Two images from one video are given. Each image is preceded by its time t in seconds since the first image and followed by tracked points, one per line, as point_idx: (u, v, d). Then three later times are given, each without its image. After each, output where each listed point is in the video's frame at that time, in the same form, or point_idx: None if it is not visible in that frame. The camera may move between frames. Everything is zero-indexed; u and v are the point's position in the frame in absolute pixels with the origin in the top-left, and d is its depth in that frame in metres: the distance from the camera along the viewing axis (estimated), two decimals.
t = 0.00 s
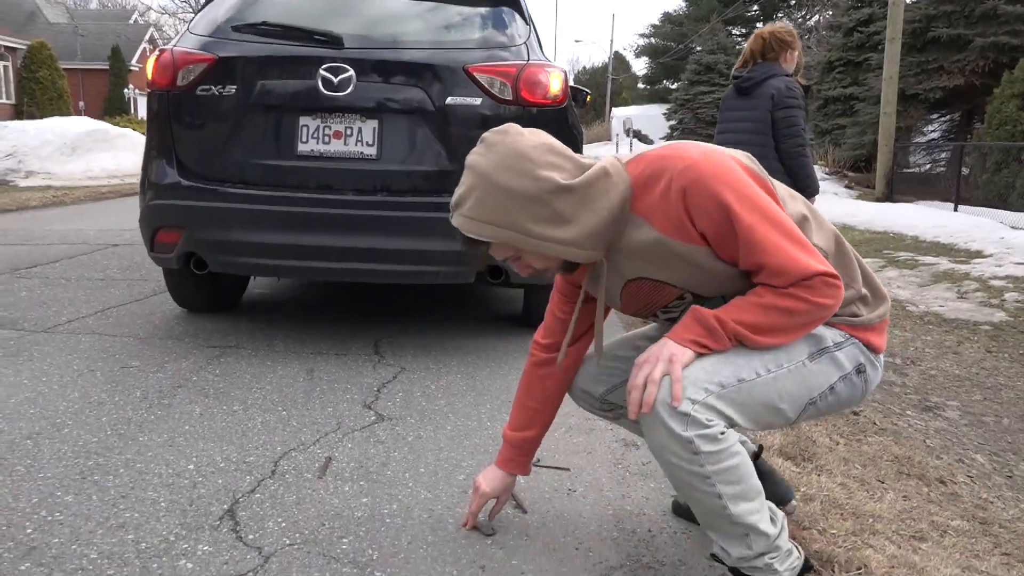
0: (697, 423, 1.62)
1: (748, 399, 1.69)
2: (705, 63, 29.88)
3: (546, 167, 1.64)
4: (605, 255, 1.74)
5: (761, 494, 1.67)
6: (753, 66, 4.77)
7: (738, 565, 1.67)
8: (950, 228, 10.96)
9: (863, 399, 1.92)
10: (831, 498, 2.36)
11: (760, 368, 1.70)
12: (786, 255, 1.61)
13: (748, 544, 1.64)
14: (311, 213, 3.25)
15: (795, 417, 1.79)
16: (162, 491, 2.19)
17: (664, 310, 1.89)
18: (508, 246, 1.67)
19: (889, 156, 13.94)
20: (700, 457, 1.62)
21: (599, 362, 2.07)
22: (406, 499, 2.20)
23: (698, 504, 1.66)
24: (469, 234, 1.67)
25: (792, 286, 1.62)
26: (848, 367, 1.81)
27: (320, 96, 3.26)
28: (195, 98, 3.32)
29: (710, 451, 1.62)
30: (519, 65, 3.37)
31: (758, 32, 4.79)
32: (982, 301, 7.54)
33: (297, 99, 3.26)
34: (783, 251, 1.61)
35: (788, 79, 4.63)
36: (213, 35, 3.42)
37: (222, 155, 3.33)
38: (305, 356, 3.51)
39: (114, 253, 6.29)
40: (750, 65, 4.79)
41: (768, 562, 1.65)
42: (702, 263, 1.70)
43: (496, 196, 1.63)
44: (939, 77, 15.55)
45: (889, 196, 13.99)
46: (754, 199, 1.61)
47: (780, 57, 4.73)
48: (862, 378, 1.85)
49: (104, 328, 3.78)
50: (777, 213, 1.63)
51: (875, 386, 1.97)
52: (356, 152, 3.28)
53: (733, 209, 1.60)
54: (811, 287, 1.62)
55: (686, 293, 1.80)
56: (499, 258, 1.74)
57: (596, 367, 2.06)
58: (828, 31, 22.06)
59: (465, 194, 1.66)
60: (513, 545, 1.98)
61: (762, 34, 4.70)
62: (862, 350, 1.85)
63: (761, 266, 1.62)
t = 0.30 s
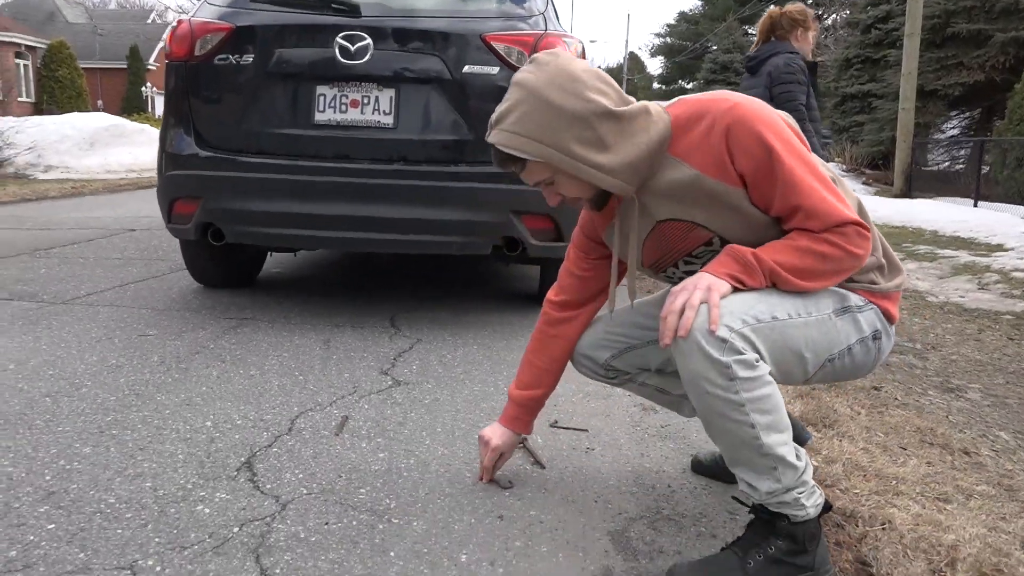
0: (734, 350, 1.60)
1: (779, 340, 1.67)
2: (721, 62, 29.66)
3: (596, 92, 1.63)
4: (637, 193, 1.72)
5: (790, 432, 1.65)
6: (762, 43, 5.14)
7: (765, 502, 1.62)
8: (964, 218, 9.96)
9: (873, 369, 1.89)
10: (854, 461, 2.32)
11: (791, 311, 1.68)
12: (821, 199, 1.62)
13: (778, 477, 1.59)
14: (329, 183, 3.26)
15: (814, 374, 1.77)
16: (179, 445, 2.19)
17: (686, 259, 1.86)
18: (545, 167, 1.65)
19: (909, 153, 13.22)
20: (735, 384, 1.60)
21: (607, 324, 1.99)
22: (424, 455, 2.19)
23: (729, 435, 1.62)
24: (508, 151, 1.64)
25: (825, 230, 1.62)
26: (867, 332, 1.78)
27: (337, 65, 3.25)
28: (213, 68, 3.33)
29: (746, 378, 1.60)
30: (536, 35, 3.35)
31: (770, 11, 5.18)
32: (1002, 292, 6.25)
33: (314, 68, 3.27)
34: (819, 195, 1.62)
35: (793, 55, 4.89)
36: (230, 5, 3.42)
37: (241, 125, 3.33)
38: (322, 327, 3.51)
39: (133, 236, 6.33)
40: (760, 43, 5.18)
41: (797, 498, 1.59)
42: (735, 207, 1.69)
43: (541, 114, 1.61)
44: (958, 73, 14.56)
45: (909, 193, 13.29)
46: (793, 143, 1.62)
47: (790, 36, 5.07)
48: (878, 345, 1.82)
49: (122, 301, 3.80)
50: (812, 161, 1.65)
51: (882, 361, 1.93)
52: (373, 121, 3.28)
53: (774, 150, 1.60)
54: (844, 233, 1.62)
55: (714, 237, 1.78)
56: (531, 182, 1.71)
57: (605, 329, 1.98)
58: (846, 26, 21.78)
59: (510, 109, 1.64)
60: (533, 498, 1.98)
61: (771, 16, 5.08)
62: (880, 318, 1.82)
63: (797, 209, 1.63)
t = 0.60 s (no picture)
0: (732, 327, 1.61)
1: (777, 323, 1.68)
2: (723, 66, 29.64)
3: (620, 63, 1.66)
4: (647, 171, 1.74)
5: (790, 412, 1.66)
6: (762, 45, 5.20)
7: (770, 484, 1.63)
8: (972, 215, 9.90)
9: (873, 363, 1.88)
10: (864, 453, 2.31)
11: (790, 295, 1.69)
12: (824, 185, 1.63)
13: (780, 457, 1.61)
14: (334, 188, 3.27)
15: (812, 363, 1.77)
16: (188, 450, 2.19)
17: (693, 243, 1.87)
18: (562, 132, 1.66)
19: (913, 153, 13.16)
20: (733, 362, 1.61)
21: (612, 320, 1.99)
22: (432, 455, 2.20)
23: (728, 414, 1.63)
24: (528, 111, 1.64)
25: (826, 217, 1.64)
26: (868, 322, 1.78)
27: (340, 71, 3.27)
28: (217, 77, 3.35)
29: (744, 356, 1.61)
30: (538, 37, 3.37)
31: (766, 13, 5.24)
32: (1012, 287, 6.16)
33: (318, 74, 3.28)
34: (823, 182, 1.63)
35: (786, 54, 4.89)
36: (234, 14, 3.45)
37: (245, 132, 3.35)
38: (329, 333, 3.51)
39: (141, 249, 6.36)
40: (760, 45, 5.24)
41: (802, 479, 1.60)
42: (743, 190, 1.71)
43: (567, 78, 1.63)
44: (962, 70, 14.50)
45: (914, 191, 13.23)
46: (802, 130, 1.65)
47: (790, 35, 5.12)
48: (877, 338, 1.81)
49: (130, 311, 3.82)
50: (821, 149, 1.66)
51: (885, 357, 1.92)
52: (377, 126, 3.29)
53: (782, 134, 1.63)
54: (845, 222, 1.64)
55: (720, 221, 1.79)
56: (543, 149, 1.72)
57: (608, 324, 1.98)
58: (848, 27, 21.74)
59: (536, 69, 1.65)
60: (542, 494, 1.98)
61: (768, 17, 5.15)
62: (881, 310, 1.81)
63: (799, 194, 1.64)
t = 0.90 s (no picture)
0: (722, 340, 1.64)
1: (765, 337, 1.70)
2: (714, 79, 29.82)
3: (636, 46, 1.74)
4: (642, 161, 1.80)
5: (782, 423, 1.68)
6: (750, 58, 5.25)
7: (767, 498, 1.64)
8: (964, 226, 9.93)
9: (855, 378, 1.89)
10: (858, 463, 2.32)
11: (777, 309, 1.71)
12: (805, 199, 1.63)
13: (775, 469, 1.62)
14: (327, 202, 3.28)
15: (797, 377, 1.78)
16: (182, 465, 2.18)
17: (681, 244, 1.91)
18: (571, 102, 1.72)
19: (904, 164, 13.23)
20: (724, 375, 1.63)
21: (599, 333, 2.01)
22: (427, 468, 2.19)
23: (721, 427, 1.65)
24: (542, 75, 1.70)
25: (804, 230, 1.63)
26: (851, 338, 1.79)
27: (333, 86, 3.29)
28: (210, 92, 3.36)
29: (735, 368, 1.63)
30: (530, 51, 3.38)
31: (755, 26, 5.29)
32: (1003, 297, 6.19)
33: (311, 89, 3.30)
34: (805, 195, 1.63)
35: (774, 66, 4.93)
36: (227, 30, 3.47)
37: (238, 147, 3.36)
38: (322, 347, 3.51)
39: (134, 264, 6.35)
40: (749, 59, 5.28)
41: (797, 491, 1.61)
42: (732, 195, 1.75)
43: (583, 49, 1.69)
44: (951, 82, 14.59)
45: (905, 202, 13.28)
46: (793, 143, 1.66)
47: (779, 49, 5.17)
48: (860, 353, 1.82)
49: (123, 327, 3.81)
50: (812, 166, 1.66)
51: (867, 371, 1.93)
52: (370, 140, 3.30)
53: (770, 143, 1.66)
54: (824, 238, 1.62)
55: (707, 223, 1.82)
56: (547, 120, 1.77)
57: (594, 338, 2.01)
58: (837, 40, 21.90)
59: (554, 39, 1.73)
60: (537, 507, 1.98)
61: (757, 31, 5.21)
62: (865, 326, 1.83)
63: (780, 204, 1.65)
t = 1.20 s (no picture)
0: (711, 350, 1.67)
1: (753, 350, 1.73)
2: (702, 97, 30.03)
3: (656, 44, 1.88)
4: (642, 151, 1.88)
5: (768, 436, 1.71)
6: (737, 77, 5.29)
7: (752, 511, 1.66)
8: (950, 243, 9.99)
9: (838, 397, 1.92)
10: (846, 480, 2.32)
11: (766, 323, 1.75)
12: (743, 201, 1.66)
13: (760, 480, 1.65)
14: (316, 219, 3.28)
15: (782, 393, 1.81)
16: (168, 485, 2.16)
17: (667, 248, 1.95)
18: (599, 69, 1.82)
19: (890, 182, 13.34)
20: (711, 384, 1.66)
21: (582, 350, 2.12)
22: (415, 487, 2.18)
23: (708, 437, 1.67)
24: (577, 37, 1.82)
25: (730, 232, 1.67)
26: (833, 355, 1.82)
27: (323, 104, 3.30)
28: (200, 110, 3.37)
29: (722, 377, 1.66)
30: (519, 70, 3.40)
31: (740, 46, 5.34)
32: (990, 313, 6.23)
33: (300, 107, 3.30)
34: (742, 197, 1.67)
35: (762, 84, 4.97)
36: (218, 48, 3.48)
37: (227, 165, 3.36)
38: (311, 364, 3.50)
39: (121, 281, 6.32)
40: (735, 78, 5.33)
41: (783, 504, 1.63)
42: (709, 196, 1.82)
43: (617, 28, 1.83)
44: (936, 100, 14.74)
45: (891, 219, 13.36)
46: (753, 150, 1.70)
47: (767, 67, 5.22)
48: (843, 371, 1.85)
49: (110, 344, 3.79)
50: (765, 173, 1.68)
51: (850, 391, 1.95)
52: (359, 158, 3.31)
53: (735, 147, 1.72)
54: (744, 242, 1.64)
55: (693, 224, 1.87)
56: (568, 85, 1.84)
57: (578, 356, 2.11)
58: (824, 59, 22.12)
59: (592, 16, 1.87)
60: (525, 526, 1.97)
61: (743, 51, 5.26)
62: (848, 345, 1.84)
63: (723, 204, 1.71)
